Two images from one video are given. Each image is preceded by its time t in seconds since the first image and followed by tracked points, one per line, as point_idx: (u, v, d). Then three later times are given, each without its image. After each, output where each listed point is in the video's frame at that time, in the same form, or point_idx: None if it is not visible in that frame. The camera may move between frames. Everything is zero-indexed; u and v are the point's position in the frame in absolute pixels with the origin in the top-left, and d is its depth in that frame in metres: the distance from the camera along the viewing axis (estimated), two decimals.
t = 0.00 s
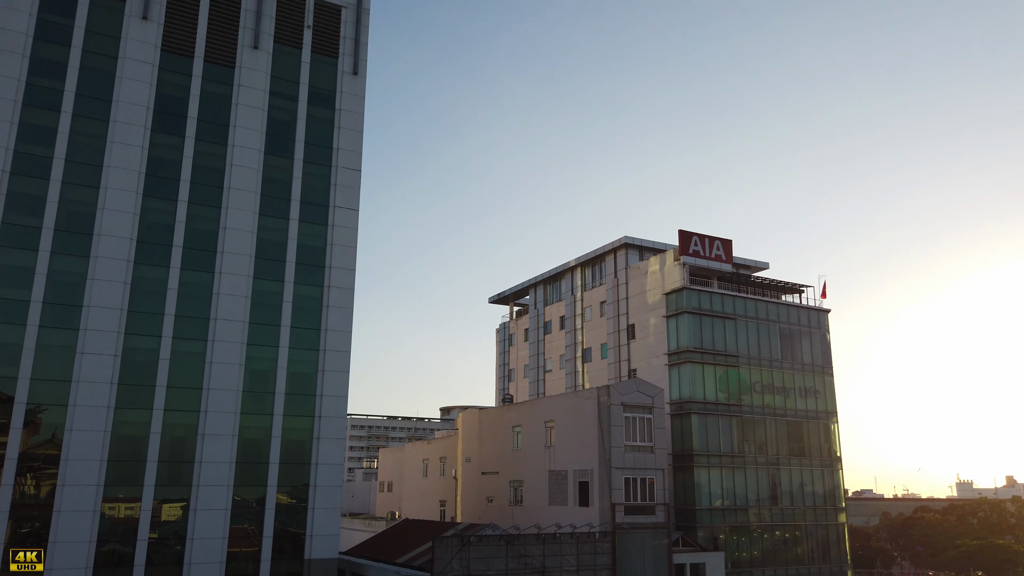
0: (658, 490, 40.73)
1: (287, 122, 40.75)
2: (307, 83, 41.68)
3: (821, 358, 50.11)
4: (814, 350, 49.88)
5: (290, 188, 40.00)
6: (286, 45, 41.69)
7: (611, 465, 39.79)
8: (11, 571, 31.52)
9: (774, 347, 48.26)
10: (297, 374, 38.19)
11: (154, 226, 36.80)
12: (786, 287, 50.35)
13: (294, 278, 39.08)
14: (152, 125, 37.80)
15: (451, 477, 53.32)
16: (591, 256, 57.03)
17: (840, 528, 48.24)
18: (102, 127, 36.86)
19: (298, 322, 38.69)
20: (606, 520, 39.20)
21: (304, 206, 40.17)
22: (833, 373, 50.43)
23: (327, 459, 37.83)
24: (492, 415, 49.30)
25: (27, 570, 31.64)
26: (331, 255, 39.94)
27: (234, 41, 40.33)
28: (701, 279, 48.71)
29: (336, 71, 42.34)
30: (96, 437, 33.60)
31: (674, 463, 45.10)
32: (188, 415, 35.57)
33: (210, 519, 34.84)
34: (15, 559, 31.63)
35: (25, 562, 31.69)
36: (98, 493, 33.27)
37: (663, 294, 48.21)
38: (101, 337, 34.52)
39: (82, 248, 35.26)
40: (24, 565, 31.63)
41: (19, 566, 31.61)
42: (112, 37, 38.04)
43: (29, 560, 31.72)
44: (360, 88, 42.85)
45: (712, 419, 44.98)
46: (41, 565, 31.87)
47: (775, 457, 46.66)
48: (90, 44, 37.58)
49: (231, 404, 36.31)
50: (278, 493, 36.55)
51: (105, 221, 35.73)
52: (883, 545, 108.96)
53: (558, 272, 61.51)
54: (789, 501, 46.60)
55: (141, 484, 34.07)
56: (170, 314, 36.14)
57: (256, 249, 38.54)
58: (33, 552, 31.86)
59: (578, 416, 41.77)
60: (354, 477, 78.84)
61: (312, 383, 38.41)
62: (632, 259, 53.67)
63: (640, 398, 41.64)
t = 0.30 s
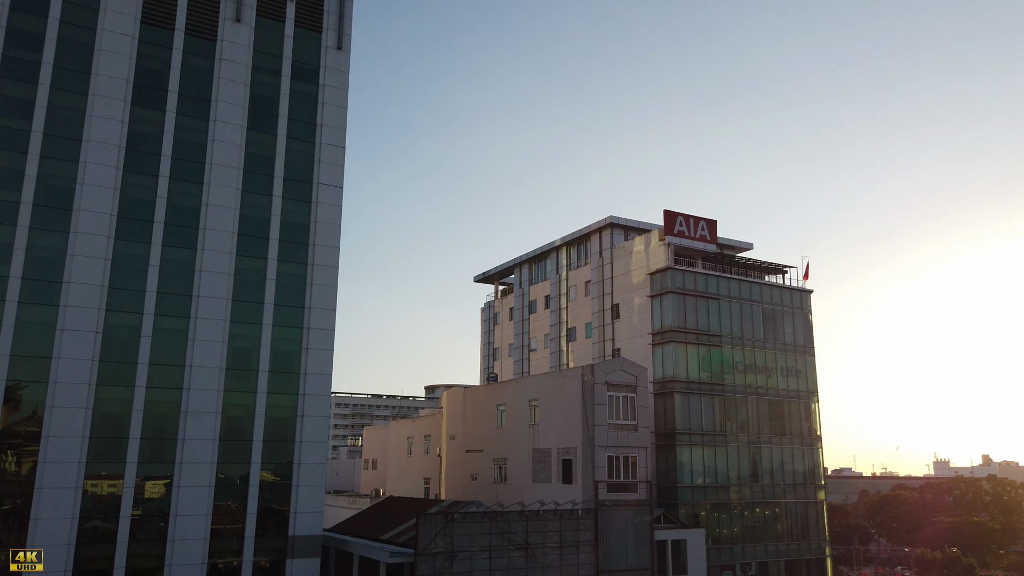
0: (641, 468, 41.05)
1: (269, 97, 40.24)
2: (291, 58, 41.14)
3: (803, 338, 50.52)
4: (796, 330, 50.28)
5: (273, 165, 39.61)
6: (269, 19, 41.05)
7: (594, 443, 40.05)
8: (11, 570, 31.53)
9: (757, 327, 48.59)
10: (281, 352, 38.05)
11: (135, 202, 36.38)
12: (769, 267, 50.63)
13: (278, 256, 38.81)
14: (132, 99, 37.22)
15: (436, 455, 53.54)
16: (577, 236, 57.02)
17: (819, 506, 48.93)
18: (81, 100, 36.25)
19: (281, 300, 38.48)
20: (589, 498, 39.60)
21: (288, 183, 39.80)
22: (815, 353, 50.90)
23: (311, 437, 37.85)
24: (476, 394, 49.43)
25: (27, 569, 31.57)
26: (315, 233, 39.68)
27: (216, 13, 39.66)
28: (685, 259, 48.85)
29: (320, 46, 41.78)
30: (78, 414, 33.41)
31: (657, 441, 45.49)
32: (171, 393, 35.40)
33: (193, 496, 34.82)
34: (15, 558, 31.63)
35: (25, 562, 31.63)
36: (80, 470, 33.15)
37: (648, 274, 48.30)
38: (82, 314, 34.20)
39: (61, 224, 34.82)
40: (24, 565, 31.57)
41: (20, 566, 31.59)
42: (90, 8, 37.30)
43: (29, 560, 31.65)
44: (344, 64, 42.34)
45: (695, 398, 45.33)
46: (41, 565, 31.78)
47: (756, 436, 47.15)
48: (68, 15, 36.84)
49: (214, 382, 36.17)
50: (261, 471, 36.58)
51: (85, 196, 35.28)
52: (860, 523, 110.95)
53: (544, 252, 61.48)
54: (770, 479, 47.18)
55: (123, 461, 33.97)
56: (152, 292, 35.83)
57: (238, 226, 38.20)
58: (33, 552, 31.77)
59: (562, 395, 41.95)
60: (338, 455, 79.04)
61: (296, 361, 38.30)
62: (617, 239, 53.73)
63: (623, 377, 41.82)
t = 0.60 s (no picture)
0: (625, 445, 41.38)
1: (253, 70, 39.70)
2: (275, 30, 40.55)
3: (787, 316, 50.90)
4: (780, 308, 50.64)
5: (257, 139, 39.20)
6: None
7: (579, 419, 40.31)
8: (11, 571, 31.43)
9: (742, 305, 48.88)
10: (266, 328, 37.92)
11: (117, 176, 35.92)
12: (754, 246, 50.85)
13: (263, 232, 38.53)
14: (113, 71, 36.61)
15: (422, 431, 53.73)
16: (564, 213, 56.96)
17: (801, 482, 49.60)
18: (61, 72, 35.62)
19: (266, 276, 38.27)
20: (574, 473, 39.98)
21: (272, 158, 39.42)
22: (799, 331, 51.33)
23: (297, 413, 37.89)
24: (463, 370, 49.55)
25: (27, 569, 31.52)
26: (301, 209, 39.42)
27: None
28: (671, 237, 48.94)
29: (304, 19, 41.20)
30: (61, 389, 33.21)
31: (642, 418, 45.85)
32: (155, 368, 35.24)
33: (179, 471, 34.82)
34: (15, 558, 31.55)
35: (25, 562, 31.56)
36: (64, 446, 33.02)
37: (634, 252, 48.37)
38: (64, 288, 33.88)
39: (42, 198, 34.36)
40: (24, 565, 31.50)
41: (19, 566, 31.51)
42: None
43: (29, 560, 31.58)
44: (329, 37, 41.80)
45: (679, 375, 45.66)
46: (41, 565, 31.78)
47: (739, 412, 47.62)
48: None
49: (199, 358, 36.04)
50: (247, 447, 36.61)
51: (66, 170, 34.78)
52: (841, 498, 112.78)
53: (531, 229, 61.39)
54: (753, 455, 47.74)
55: (108, 437, 33.88)
56: (135, 267, 35.52)
57: (222, 201, 37.85)
58: (33, 552, 31.71)
59: (548, 371, 42.13)
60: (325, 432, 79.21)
61: (281, 337, 38.21)
62: (604, 217, 53.75)
63: (609, 354, 42.02)
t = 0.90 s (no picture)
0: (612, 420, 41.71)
1: (239, 41, 39.15)
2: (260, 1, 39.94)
3: (774, 293, 51.17)
4: (767, 285, 50.89)
5: (243, 112, 38.76)
6: None
7: (567, 395, 40.57)
8: (11, 571, 31.43)
9: (729, 282, 49.08)
10: (253, 303, 37.78)
11: (101, 149, 35.47)
12: (743, 223, 50.96)
13: (249, 206, 38.23)
14: (96, 41, 35.99)
15: (410, 406, 53.91)
16: (553, 189, 56.84)
17: (785, 457, 50.20)
18: (42, 41, 34.99)
19: (253, 251, 38.04)
20: (562, 448, 40.28)
21: (259, 131, 39.03)
22: (786, 308, 51.64)
23: (284, 388, 37.91)
24: (451, 346, 49.63)
25: (27, 569, 31.63)
26: (287, 183, 39.13)
27: None
28: (660, 214, 48.95)
29: None
30: (46, 363, 33.04)
31: (629, 393, 46.14)
32: (142, 343, 35.10)
33: (167, 446, 34.83)
34: (15, 558, 31.53)
35: (25, 562, 31.66)
36: (50, 420, 32.93)
37: (623, 228, 48.37)
38: (48, 262, 33.58)
39: (24, 170, 33.90)
40: (24, 565, 31.59)
41: (19, 566, 31.56)
42: None
43: (29, 560, 31.69)
44: (315, 8, 41.23)
45: (666, 351, 45.91)
46: (41, 565, 31.92)
47: (726, 388, 48.01)
48: None
49: (185, 332, 35.91)
50: (235, 421, 36.64)
51: (48, 142, 34.30)
52: (824, 473, 114.36)
53: (519, 205, 61.26)
54: (738, 430, 48.22)
55: (95, 411, 33.79)
56: (119, 241, 35.20)
57: (208, 175, 37.48)
58: (33, 552, 31.81)
59: (537, 347, 42.28)
60: (313, 406, 79.35)
61: (269, 312, 38.11)
62: (593, 193, 53.69)
63: (597, 330, 42.15)
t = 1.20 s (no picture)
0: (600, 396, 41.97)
1: (224, 13, 38.56)
2: None
3: (762, 271, 51.38)
4: (756, 263, 51.06)
5: (229, 85, 38.27)
6: None
7: (556, 371, 40.76)
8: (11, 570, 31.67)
9: (718, 260, 49.20)
10: (240, 278, 37.58)
11: (85, 121, 34.98)
12: (732, 201, 50.99)
13: (236, 180, 37.90)
14: (78, 11, 35.34)
15: (399, 382, 54.01)
16: (542, 165, 56.64)
17: (771, 432, 50.72)
18: (22, 11, 34.33)
19: (240, 226, 37.77)
20: (550, 424, 40.54)
21: (245, 105, 38.58)
22: (773, 285, 51.89)
23: (273, 363, 37.86)
24: (440, 323, 49.64)
25: (27, 570, 31.90)
26: (274, 157, 38.79)
27: None
28: (650, 191, 48.90)
29: None
30: (32, 338, 32.84)
31: (617, 370, 46.38)
32: (128, 318, 34.89)
33: (154, 421, 34.77)
34: (15, 558, 31.76)
35: (25, 562, 31.91)
36: (37, 395, 32.79)
37: (612, 205, 48.31)
38: (32, 236, 33.24)
39: (6, 142, 33.41)
40: (24, 565, 31.86)
41: (19, 566, 31.81)
42: None
43: (29, 560, 31.94)
44: None
45: (654, 329, 46.11)
46: (41, 565, 32.17)
47: (713, 365, 48.33)
48: None
49: (172, 308, 35.72)
50: (223, 397, 36.61)
51: (30, 114, 33.80)
52: (809, 449, 115.76)
53: (509, 181, 61.03)
54: (724, 407, 48.64)
55: (81, 386, 33.67)
56: (105, 215, 34.86)
57: (194, 149, 37.07)
58: (33, 552, 32.05)
59: (526, 324, 42.36)
60: (302, 382, 79.37)
61: (256, 288, 37.93)
62: (582, 169, 53.58)
63: (586, 307, 42.21)
